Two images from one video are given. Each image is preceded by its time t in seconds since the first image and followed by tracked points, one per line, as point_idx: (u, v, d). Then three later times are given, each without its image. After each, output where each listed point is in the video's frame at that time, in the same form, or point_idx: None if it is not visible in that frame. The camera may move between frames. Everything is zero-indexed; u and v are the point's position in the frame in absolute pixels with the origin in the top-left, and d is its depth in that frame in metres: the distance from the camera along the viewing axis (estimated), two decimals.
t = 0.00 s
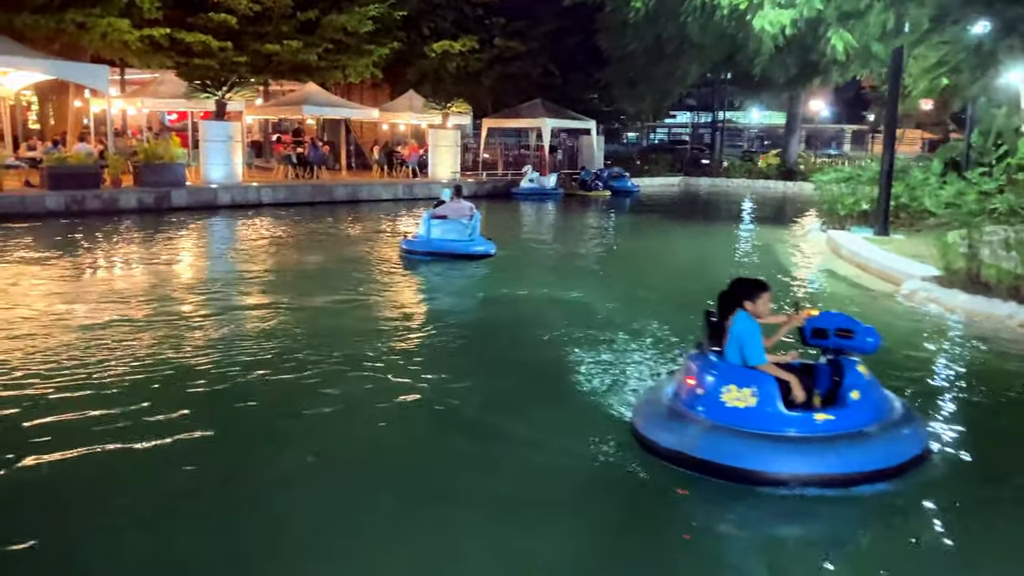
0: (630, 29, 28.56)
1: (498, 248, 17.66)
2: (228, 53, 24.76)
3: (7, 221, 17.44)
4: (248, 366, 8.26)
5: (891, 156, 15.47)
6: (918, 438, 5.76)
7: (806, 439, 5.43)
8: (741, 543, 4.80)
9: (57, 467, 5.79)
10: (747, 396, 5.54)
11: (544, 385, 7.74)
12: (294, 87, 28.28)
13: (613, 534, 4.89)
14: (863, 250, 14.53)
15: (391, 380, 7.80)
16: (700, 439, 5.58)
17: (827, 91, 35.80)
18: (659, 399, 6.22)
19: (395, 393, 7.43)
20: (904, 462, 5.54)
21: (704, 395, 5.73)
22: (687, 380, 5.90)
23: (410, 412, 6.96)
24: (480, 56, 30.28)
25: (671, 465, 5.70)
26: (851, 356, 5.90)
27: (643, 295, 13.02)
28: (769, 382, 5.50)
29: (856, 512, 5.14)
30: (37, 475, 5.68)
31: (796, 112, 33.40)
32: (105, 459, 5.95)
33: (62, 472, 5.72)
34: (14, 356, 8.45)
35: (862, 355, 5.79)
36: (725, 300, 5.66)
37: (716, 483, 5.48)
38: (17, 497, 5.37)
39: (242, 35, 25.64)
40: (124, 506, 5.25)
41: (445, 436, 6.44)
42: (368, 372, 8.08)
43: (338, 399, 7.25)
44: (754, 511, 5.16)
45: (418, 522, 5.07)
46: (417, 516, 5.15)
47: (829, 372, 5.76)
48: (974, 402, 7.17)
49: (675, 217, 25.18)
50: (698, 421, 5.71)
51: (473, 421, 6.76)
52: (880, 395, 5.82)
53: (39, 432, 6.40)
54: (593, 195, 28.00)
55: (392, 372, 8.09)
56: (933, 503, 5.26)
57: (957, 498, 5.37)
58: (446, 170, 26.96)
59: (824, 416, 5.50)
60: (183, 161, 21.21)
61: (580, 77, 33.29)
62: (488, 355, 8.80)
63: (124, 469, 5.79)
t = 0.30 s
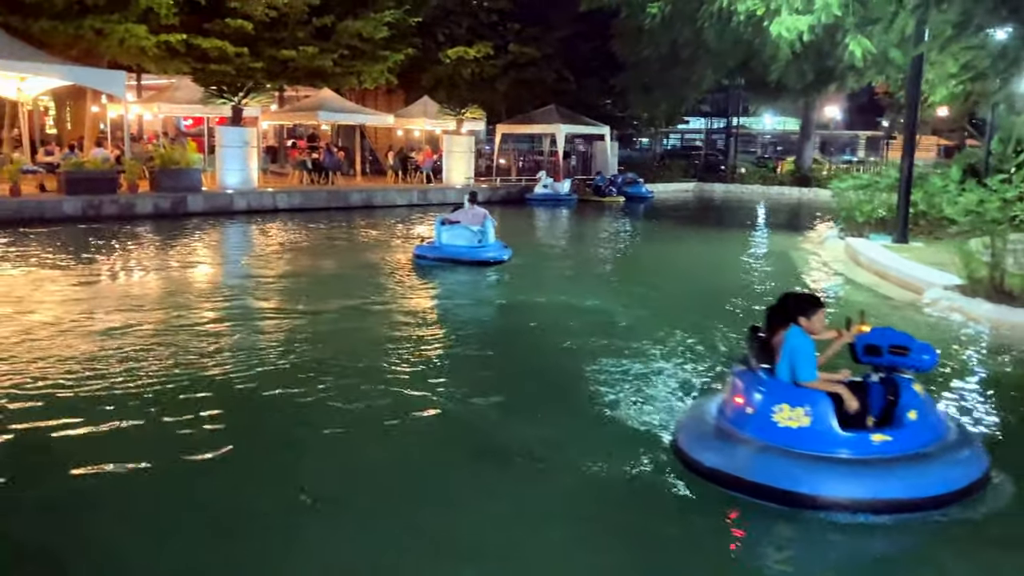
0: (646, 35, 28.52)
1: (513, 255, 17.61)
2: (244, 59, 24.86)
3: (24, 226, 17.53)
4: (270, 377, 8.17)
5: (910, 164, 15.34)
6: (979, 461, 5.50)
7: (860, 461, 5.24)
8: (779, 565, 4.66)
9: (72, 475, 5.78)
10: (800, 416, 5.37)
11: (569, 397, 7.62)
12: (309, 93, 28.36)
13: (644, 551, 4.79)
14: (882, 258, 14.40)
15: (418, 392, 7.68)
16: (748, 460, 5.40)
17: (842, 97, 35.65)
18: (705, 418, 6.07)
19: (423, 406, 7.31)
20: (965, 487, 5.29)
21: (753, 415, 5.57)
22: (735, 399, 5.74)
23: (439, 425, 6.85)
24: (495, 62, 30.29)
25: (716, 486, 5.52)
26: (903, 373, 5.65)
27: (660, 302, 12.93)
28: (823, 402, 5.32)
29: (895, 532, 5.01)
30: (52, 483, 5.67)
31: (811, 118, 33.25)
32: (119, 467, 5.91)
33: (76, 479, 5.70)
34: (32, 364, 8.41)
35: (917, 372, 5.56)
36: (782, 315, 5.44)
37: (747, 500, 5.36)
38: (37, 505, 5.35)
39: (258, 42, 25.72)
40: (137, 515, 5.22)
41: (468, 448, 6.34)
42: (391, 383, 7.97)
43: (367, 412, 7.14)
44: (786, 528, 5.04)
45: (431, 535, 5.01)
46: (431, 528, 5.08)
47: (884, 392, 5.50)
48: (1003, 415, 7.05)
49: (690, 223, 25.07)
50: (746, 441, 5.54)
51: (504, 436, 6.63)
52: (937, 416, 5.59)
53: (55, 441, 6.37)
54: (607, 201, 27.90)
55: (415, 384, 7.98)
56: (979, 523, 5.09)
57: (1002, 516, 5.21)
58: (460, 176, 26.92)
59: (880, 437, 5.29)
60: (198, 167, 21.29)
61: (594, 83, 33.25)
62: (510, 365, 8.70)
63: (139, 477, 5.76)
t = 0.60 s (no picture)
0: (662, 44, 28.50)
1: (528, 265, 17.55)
2: (260, 68, 24.96)
3: (41, 234, 17.59)
4: (291, 391, 8.06)
5: (930, 175, 15.23)
6: None
7: (919, 489, 5.06)
8: None
9: (87, 488, 5.73)
10: (855, 441, 5.18)
11: (592, 413, 7.50)
12: (324, 102, 28.44)
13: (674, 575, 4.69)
14: (902, 270, 14.26)
15: (443, 409, 7.54)
16: (800, 487, 5.20)
17: (857, 107, 35.50)
18: (751, 440, 5.86)
19: (450, 423, 7.17)
20: None
21: (804, 439, 5.36)
22: (784, 422, 5.54)
23: (467, 443, 6.71)
24: (510, 71, 30.32)
25: (767, 513, 5.31)
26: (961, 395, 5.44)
27: (678, 313, 12.83)
28: (878, 426, 5.15)
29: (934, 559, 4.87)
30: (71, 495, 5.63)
31: (827, 127, 33.11)
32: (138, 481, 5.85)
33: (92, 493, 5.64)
34: (47, 375, 8.37)
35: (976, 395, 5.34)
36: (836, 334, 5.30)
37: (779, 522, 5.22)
38: (55, 518, 5.31)
39: (274, 51, 25.83)
40: (152, 529, 5.16)
41: (492, 467, 6.23)
42: (413, 399, 7.85)
43: (394, 429, 7.00)
44: (821, 553, 4.92)
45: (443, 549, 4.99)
46: (456, 548, 4.99)
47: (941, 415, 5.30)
48: None
49: (706, 233, 24.95)
50: (797, 466, 5.35)
51: (533, 454, 6.49)
52: (998, 441, 5.39)
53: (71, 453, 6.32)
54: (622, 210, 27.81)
55: (436, 399, 7.85)
56: None
57: None
58: (474, 185, 26.91)
59: (941, 464, 5.11)
60: (214, 176, 21.35)
61: (609, 92, 33.22)
62: (533, 380, 8.59)
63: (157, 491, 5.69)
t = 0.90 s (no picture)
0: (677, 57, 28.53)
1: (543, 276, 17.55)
2: (277, 81, 25.13)
3: (58, 245, 17.71)
4: (316, 407, 8.01)
5: (949, 188, 15.16)
6: None
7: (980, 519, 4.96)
8: None
9: (113, 508, 5.72)
10: (911, 468, 5.07)
11: (616, 430, 7.44)
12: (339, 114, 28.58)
13: None
14: (921, 283, 14.20)
15: (470, 427, 7.47)
16: (854, 515, 5.11)
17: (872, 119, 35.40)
18: (802, 466, 5.78)
19: (478, 442, 7.11)
20: None
21: (858, 465, 5.26)
22: (836, 447, 5.45)
23: (497, 463, 6.64)
24: (524, 83, 30.36)
25: (818, 541, 5.19)
26: None
27: (697, 325, 12.77)
28: (937, 453, 5.02)
29: None
30: (97, 513, 5.63)
31: (841, 140, 33.04)
32: (160, 502, 5.83)
33: (115, 513, 5.64)
34: (65, 387, 8.39)
35: None
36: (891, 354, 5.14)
37: (811, 545, 5.16)
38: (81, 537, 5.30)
39: (291, 64, 25.99)
40: (177, 548, 5.17)
41: (521, 487, 6.16)
42: (437, 415, 7.80)
43: (424, 449, 6.94)
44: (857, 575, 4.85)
45: (468, 564, 5.03)
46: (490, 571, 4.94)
47: (1003, 441, 5.17)
48: None
49: (721, 245, 24.88)
50: (851, 494, 5.26)
51: (564, 475, 6.41)
52: None
53: (90, 472, 6.31)
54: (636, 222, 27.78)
55: (460, 416, 7.80)
56: None
57: None
58: (488, 197, 26.95)
59: (1005, 493, 4.99)
60: (230, 187, 21.46)
61: (622, 104, 33.26)
62: (554, 395, 8.52)
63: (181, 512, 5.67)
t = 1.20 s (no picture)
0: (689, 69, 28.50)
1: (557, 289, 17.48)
2: (291, 94, 25.22)
3: (73, 258, 17.75)
4: (334, 424, 7.88)
5: (967, 200, 15.05)
6: None
7: None
8: None
9: (131, 531, 5.60)
10: (974, 494, 4.87)
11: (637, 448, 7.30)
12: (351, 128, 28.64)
13: None
14: (941, 295, 14.07)
15: (495, 447, 7.32)
16: (913, 543, 4.90)
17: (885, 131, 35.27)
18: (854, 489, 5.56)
19: (503, 462, 6.95)
20: None
21: (916, 490, 5.04)
22: (892, 470, 5.22)
23: (526, 485, 6.49)
24: (535, 96, 30.32)
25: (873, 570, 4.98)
26: None
27: (714, 338, 12.64)
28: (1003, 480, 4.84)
29: None
30: (115, 537, 5.51)
31: (854, 151, 32.92)
32: (183, 525, 5.70)
33: (133, 537, 5.51)
34: (81, 403, 8.32)
35: None
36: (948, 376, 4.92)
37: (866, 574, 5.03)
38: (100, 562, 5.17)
39: (305, 77, 26.09)
40: None
41: (547, 510, 6.00)
42: (458, 434, 7.66)
43: (450, 469, 6.79)
44: None
45: None
46: None
47: None
48: None
49: (734, 258, 24.75)
50: (909, 520, 5.03)
51: (591, 496, 6.26)
52: None
53: (106, 493, 6.19)
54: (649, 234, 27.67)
55: (481, 434, 7.65)
56: None
57: None
58: (500, 210, 26.86)
59: None
60: (244, 200, 21.50)
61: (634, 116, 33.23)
62: (575, 411, 8.38)
63: (204, 536, 5.54)
